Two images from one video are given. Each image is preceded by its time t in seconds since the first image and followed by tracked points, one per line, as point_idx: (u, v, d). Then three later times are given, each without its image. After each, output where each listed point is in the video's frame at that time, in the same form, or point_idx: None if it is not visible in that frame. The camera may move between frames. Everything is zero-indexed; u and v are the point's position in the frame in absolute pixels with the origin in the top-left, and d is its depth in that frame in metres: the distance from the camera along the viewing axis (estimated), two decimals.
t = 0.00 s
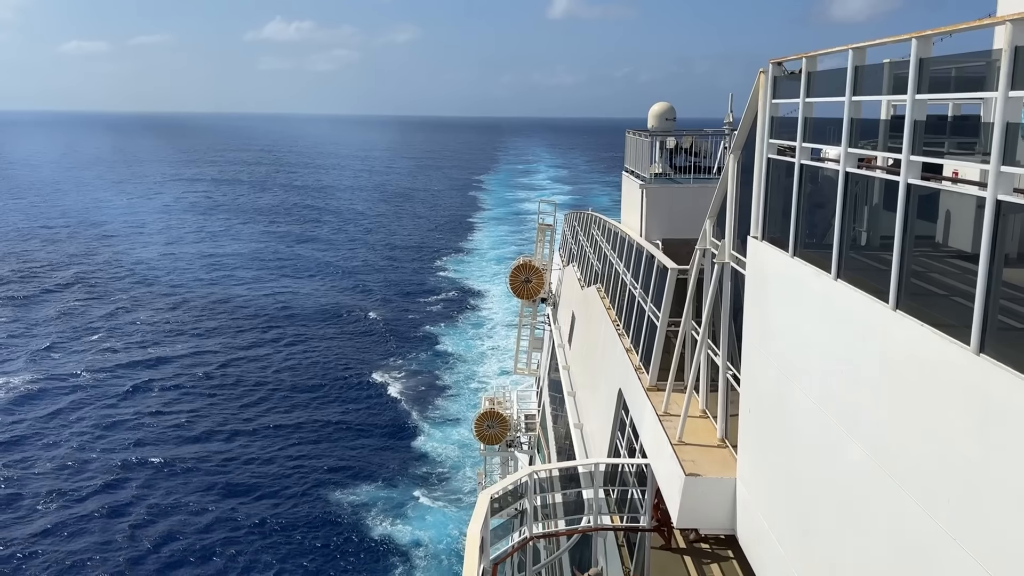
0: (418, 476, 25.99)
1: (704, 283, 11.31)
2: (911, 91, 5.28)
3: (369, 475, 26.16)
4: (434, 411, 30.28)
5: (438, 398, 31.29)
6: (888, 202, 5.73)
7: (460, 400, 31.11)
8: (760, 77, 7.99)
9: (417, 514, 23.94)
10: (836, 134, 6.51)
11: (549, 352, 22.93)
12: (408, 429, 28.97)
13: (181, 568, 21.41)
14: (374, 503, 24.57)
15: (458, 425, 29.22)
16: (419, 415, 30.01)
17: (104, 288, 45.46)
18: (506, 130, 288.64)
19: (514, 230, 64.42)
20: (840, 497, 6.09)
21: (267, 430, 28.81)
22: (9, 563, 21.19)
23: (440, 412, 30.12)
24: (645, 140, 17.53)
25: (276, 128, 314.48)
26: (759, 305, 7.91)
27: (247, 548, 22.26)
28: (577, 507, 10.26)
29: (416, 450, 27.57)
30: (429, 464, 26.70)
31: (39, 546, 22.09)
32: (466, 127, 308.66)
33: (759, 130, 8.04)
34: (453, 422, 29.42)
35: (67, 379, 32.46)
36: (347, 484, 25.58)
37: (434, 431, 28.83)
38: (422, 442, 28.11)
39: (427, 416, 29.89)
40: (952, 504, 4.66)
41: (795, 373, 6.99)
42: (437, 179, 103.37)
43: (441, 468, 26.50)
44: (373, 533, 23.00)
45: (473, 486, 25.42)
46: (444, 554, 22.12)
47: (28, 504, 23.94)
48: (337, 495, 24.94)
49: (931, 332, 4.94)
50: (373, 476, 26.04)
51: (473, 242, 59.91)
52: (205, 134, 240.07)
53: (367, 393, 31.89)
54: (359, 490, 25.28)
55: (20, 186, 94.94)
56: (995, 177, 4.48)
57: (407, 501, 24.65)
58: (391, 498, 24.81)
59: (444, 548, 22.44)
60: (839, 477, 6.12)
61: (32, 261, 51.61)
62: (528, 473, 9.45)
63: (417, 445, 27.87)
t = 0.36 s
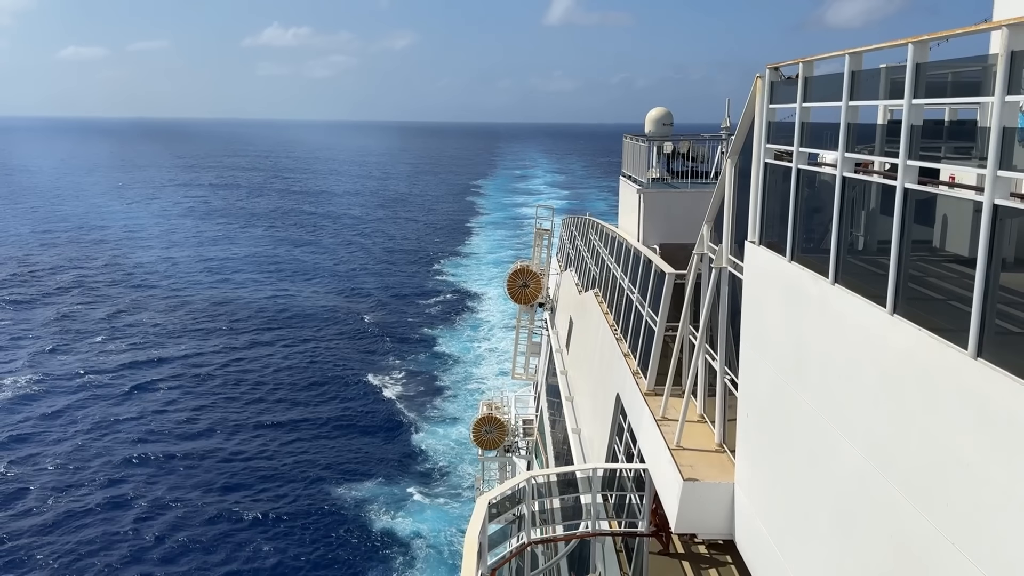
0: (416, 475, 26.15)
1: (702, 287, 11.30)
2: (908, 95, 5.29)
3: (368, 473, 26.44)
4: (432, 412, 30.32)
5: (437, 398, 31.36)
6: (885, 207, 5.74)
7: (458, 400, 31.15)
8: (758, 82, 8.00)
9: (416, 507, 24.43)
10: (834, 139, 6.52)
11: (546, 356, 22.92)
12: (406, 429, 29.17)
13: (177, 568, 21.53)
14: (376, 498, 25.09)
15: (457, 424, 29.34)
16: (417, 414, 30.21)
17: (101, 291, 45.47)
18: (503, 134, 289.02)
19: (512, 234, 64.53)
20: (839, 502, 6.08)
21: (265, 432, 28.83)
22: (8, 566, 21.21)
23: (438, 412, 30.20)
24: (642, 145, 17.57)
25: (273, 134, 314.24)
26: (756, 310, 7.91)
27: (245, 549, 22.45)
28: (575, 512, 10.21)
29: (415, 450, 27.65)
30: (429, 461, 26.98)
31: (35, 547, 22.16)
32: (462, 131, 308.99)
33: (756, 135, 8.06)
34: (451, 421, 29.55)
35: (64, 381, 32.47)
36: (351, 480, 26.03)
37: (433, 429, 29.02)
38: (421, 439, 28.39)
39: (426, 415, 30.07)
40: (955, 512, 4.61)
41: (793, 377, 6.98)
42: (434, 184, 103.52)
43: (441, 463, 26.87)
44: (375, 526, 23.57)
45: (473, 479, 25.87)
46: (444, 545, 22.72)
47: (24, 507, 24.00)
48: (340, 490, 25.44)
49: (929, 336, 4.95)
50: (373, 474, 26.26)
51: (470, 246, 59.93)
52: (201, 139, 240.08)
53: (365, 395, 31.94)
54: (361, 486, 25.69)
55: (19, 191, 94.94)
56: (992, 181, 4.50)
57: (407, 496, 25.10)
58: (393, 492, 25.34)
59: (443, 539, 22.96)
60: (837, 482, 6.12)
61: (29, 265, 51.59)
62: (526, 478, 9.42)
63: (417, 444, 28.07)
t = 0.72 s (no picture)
0: (415, 472, 26.21)
1: (700, 292, 11.30)
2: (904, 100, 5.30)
3: (369, 469, 26.49)
4: (431, 411, 30.33)
5: (436, 398, 31.38)
6: (883, 211, 5.75)
7: (457, 399, 31.18)
8: (755, 87, 8.02)
9: (416, 503, 24.51)
10: (830, 145, 6.54)
11: (545, 362, 22.85)
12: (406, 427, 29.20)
13: (176, 560, 21.62)
14: (377, 493, 25.12)
15: (456, 422, 29.40)
16: (417, 413, 30.26)
17: (99, 294, 45.39)
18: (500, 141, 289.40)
19: (509, 238, 64.57)
20: (837, 508, 6.07)
21: (263, 432, 28.77)
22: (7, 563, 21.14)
23: (437, 412, 30.21)
24: (640, 150, 17.60)
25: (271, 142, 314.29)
26: (755, 315, 7.92)
27: (245, 541, 22.61)
28: (574, 517, 10.18)
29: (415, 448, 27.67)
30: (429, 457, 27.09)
31: (31, 544, 22.14)
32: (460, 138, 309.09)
33: (753, 139, 8.07)
34: (451, 420, 29.56)
35: (60, 382, 32.35)
36: (354, 475, 26.10)
37: (433, 427, 29.07)
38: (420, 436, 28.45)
39: (424, 414, 30.10)
40: (954, 517, 4.61)
41: (791, 382, 6.98)
42: (432, 190, 103.60)
43: (441, 459, 26.99)
44: (377, 520, 23.69)
45: (473, 473, 26.05)
46: (445, 538, 22.86)
47: (20, 504, 23.94)
48: (343, 486, 25.47)
49: (926, 341, 4.95)
50: (373, 471, 26.30)
51: (468, 250, 59.86)
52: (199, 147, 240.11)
53: (364, 394, 31.90)
54: (363, 481, 25.75)
55: (19, 197, 94.89)
56: (990, 186, 4.51)
57: (407, 491, 25.19)
58: (394, 487, 25.40)
59: (443, 533, 23.11)
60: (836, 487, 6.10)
61: (27, 268, 51.47)
62: (524, 484, 9.42)
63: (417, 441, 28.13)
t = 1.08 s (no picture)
0: (416, 469, 26.24)
1: (699, 296, 11.28)
2: (902, 106, 5.29)
3: (372, 465, 26.54)
4: (431, 411, 30.29)
5: (435, 398, 31.36)
6: (881, 216, 5.75)
7: (456, 399, 31.14)
8: (753, 93, 8.04)
9: (417, 499, 24.54)
10: (829, 149, 6.55)
11: (544, 367, 22.83)
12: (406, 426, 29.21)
13: (176, 553, 21.85)
14: (378, 488, 25.16)
15: (457, 421, 29.39)
16: (416, 413, 30.24)
17: (99, 296, 45.46)
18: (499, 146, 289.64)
19: (508, 243, 64.57)
20: (836, 513, 6.06)
21: (262, 431, 28.71)
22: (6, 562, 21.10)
23: (436, 411, 30.19)
24: (638, 155, 17.65)
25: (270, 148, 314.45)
26: (754, 320, 7.91)
27: (247, 533, 22.84)
28: (573, 523, 10.17)
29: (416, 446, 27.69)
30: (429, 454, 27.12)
31: (31, 539, 22.25)
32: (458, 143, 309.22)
33: (752, 145, 8.09)
34: (452, 418, 29.55)
35: (60, 382, 32.39)
36: (356, 472, 26.13)
37: (433, 426, 29.04)
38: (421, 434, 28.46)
39: (424, 414, 30.06)
40: (953, 523, 4.60)
41: (790, 386, 6.97)
42: (431, 195, 103.57)
43: (441, 456, 27.01)
44: (378, 514, 23.78)
45: (473, 468, 26.12)
46: (446, 532, 22.90)
47: (19, 501, 24.02)
48: (346, 482, 25.54)
49: (925, 346, 4.95)
50: (378, 467, 26.38)
51: (468, 255, 59.86)
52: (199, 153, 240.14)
53: (363, 395, 31.82)
54: (366, 477, 25.80)
55: (19, 202, 94.92)
56: (988, 191, 4.52)
57: (408, 487, 25.23)
58: (395, 483, 25.44)
59: (442, 528, 23.14)
60: (836, 492, 6.08)
61: (27, 272, 51.43)
62: (523, 489, 9.40)
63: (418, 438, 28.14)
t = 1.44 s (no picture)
0: (415, 466, 26.25)
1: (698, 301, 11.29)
2: (901, 112, 5.31)
3: (375, 462, 26.56)
4: (430, 411, 30.26)
5: (434, 399, 31.33)
6: (879, 221, 5.77)
7: (455, 400, 31.10)
8: (751, 98, 8.06)
9: (419, 494, 24.53)
10: (827, 155, 6.56)
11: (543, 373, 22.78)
12: (407, 425, 29.18)
13: (178, 545, 21.94)
14: (381, 484, 25.18)
15: (457, 420, 29.36)
16: (416, 412, 30.20)
17: (99, 299, 45.48)
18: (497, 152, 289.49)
19: (507, 247, 64.58)
20: (836, 519, 6.05)
21: (262, 430, 28.64)
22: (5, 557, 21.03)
23: (436, 411, 30.16)
24: (637, 160, 17.68)
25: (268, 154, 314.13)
26: (754, 325, 7.90)
27: (252, 524, 23.04)
28: (572, 528, 10.14)
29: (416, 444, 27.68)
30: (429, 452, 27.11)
31: (36, 529, 22.40)
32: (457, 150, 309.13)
33: (750, 150, 8.10)
34: (452, 418, 29.53)
35: (59, 382, 32.39)
36: (359, 468, 26.14)
37: (433, 425, 29.02)
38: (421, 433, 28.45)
39: (423, 414, 30.02)
40: (953, 528, 4.60)
41: (790, 391, 6.96)
42: (430, 200, 103.59)
43: (441, 453, 27.00)
44: (380, 508, 23.81)
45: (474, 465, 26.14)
46: (446, 527, 22.82)
47: (22, 494, 24.13)
48: (350, 478, 25.58)
49: (924, 352, 4.95)
50: (382, 463, 26.44)
51: (466, 259, 59.85)
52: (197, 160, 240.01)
53: (363, 395, 31.76)
54: (371, 473, 25.84)
55: (19, 207, 94.86)
56: (985, 197, 4.53)
57: (409, 482, 25.23)
58: (398, 479, 25.44)
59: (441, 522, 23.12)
60: (836, 497, 6.07)
61: (26, 275, 51.36)
62: (522, 495, 9.38)
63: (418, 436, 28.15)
